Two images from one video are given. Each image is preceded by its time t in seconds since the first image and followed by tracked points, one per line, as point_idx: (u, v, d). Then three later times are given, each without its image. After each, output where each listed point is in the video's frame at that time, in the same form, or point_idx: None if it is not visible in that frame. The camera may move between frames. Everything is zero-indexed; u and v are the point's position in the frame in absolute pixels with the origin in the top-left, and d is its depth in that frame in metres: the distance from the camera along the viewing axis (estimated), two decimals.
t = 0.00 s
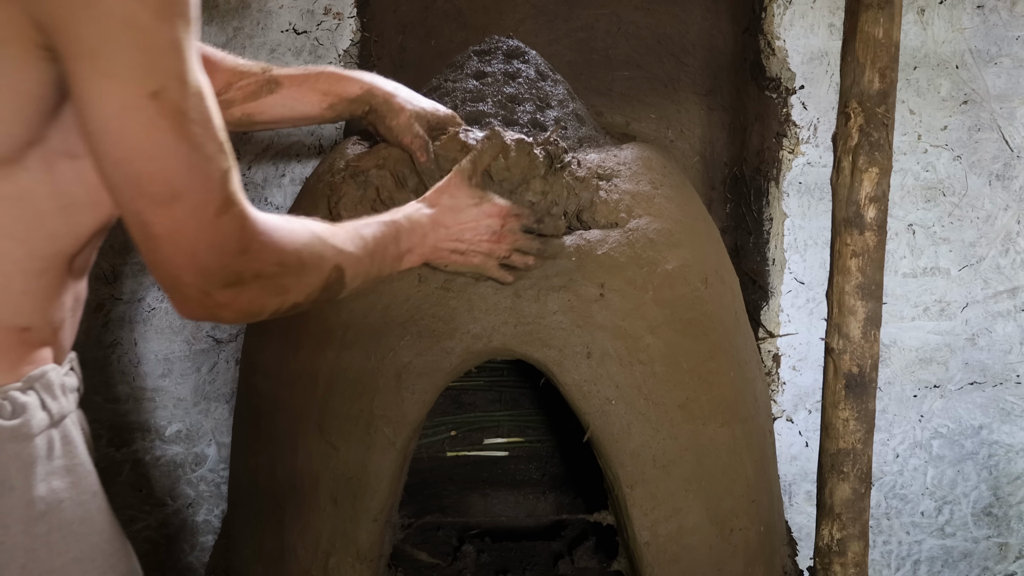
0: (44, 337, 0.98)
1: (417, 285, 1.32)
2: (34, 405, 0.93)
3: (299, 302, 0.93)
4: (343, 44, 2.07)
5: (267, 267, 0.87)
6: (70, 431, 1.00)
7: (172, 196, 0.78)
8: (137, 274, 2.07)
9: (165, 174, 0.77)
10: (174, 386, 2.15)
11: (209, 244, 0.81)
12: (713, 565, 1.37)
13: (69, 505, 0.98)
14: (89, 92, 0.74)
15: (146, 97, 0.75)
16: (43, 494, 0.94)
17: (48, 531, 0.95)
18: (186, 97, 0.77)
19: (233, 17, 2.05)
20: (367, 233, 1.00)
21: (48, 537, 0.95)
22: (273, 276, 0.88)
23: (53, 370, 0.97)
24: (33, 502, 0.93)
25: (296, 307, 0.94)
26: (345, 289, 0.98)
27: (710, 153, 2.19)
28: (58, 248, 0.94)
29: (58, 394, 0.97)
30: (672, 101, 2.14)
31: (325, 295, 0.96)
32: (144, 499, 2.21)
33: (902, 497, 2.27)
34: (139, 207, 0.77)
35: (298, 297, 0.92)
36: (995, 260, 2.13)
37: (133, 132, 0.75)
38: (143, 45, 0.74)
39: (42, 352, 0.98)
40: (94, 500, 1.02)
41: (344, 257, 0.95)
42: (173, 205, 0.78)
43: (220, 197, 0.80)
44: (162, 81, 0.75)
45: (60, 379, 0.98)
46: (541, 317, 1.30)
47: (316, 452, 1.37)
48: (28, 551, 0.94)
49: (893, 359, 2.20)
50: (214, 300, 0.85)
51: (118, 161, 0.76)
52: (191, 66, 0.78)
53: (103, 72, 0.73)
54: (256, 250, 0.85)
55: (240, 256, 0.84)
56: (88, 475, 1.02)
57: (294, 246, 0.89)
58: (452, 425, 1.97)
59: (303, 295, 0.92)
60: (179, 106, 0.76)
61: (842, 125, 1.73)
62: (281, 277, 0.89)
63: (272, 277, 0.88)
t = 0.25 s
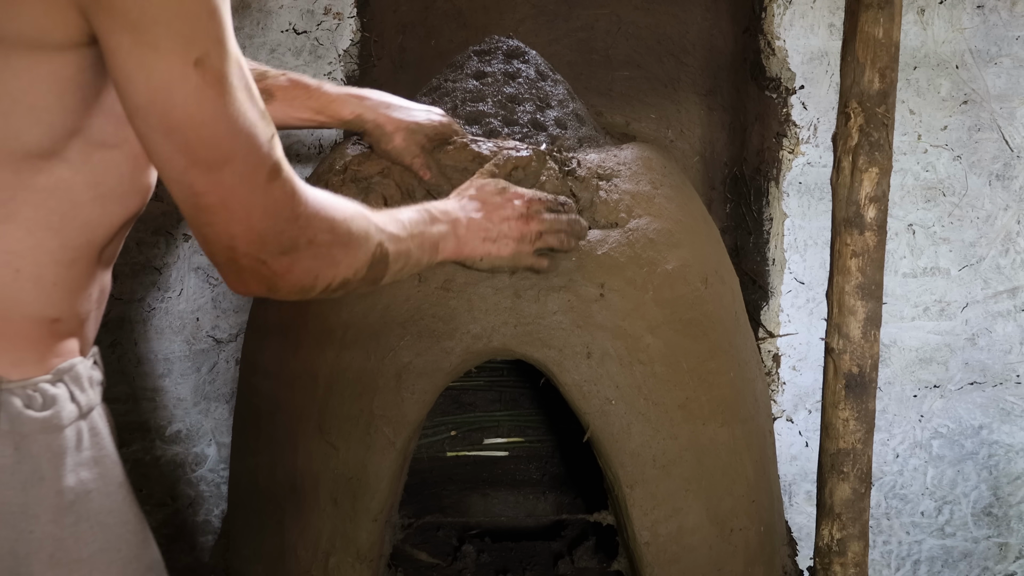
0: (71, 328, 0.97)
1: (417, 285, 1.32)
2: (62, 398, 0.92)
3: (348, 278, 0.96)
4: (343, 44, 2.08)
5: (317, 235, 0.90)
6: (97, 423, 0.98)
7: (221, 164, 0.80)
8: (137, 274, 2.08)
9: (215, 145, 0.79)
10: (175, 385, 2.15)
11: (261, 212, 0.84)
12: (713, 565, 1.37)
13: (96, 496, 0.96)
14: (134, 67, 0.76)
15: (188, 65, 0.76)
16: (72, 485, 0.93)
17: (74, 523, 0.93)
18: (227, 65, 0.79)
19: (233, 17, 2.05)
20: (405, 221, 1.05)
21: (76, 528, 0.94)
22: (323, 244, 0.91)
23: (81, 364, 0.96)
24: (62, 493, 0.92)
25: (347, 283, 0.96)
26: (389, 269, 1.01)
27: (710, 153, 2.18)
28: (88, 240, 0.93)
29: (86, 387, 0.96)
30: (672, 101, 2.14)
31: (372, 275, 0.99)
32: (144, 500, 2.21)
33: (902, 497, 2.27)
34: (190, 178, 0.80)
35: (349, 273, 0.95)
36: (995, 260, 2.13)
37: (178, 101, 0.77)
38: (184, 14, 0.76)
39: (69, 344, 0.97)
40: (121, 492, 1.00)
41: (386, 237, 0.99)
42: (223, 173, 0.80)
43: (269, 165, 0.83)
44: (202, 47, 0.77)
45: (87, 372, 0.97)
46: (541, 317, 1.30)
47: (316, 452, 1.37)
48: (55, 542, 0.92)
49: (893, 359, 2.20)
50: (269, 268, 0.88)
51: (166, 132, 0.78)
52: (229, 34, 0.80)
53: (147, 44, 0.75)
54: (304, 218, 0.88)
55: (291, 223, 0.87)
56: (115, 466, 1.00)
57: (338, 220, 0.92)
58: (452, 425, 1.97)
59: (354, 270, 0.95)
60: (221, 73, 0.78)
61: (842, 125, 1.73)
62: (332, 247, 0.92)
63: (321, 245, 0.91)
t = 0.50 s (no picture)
0: (88, 326, 0.96)
1: (417, 284, 1.32)
2: (79, 394, 0.92)
3: (360, 258, 0.94)
4: (343, 44, 2.09)
5: (326, 224, 0.89)
6: (112, 420, 0.98)
7: (230, 161, 0.80)
8: (137, 274, 2.08)
9: (221, 139, 0.79)
10: (175, 386, 2.15)
11: (270, 210, 0.83)
12: (712, 564, 1.37)
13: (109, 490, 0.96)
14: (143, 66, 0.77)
15: (198, 63, 0.77)
16: (87, 480, 0.93)
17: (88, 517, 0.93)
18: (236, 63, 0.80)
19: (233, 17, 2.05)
20: (410, 182, 1.03)
21: (90, 522, 0.93)
22: (334, 235, 0.90)
23: (97, 360, 0.96)
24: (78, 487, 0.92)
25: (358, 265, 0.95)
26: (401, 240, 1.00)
27: (710, 153, 2.18)
28: (105, 238, 0.92)
29: (101, 383, 0.96)
30: (672, 101, 2.14)
31: (384, 248, 0.97)
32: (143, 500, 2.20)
33: (902, 497, 2.27)
34: (201, 177, 0.80)
35: (359, 254, 0.93)
36: (995, 260, 2.13)
37: (189, 99, 0.78)
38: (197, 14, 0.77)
39: (85, 342, 0.96)
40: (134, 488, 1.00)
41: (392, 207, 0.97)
42: (231, 170, 0.80)
43: (277, 162, 0.83)
44: (213, 47, 0.78)
45: (102, 369, 0.97)
46: (541, 317, 1.30)
47: (317, 452, 1.37)
48: (70, 535, 0.92)
49: (893, 359, 2.20)
50: (282, 266, 0.88)
51: (178, 131, 0.78)
52: (239, 34, 0.81)
53: (159, 44, 0.77)
54: (313, 212, 0.87)
55: (300, 219, 0.86)
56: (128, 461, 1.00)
57: (347, 206, 0.91)
58: (451, 425, 1.97)
59: (364, 249, 0.94)
60: (230, 72, 0.79)
61: (842, 126, 1.73)
62: (342, 236, 0.90)
63: (334, 237, 0.90)
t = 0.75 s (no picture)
0: (107, 323, 0.94)
1: (417, 284, 1.32)
2: (98, 391, 0.89)
3: (382, 264, 0.87)
4: (343, 44, 2.08)
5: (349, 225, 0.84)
6: (130, 416, 0.94)
7: (254, 146, 0.77)
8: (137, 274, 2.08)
9: (243, 123, 0.76)
10: (175, 386, 2.14)
11: (294, 197, 0.79)
12: (712, 564, 1.37)
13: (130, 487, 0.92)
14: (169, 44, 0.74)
15: (226, 46, 0.75)
16: (107, 476, 0.89)
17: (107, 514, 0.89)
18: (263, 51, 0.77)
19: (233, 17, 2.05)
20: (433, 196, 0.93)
21: (112, 518, 0.90)
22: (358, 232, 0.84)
23: (115, 358, 0.93)
24: (96, 483, 0.88)
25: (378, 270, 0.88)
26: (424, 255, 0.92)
27: (710, 153, 2.18)
28: (129, 235, 0.91)
29: (120, 380, 0.93)
30: (672, 101, 2.14)
31: (405, 260, 0.90)
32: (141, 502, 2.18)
33: (902, 497, 2.27)
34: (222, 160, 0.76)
35: (381, 261, 0.87)
36: (995, 260, 2.13)
37: (214, 81, 0.75)
38: None
39: (102, 338, 0.93)
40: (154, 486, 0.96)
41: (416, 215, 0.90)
42: (255, 154, 0.77)
43: (303, 150, 0.79)
44: (241, 32, 0.76)
45: (120, 366, 0.94)
46: (541, 317, 1.30)
47: (316, 452, 1.37)
48: (89, 533, 0.88)
49: (893, 359, 2.20)
50: (304, 257, 0.82)
51: (200, 114, 0.75)
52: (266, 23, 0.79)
53: (185, 24, 0.74)
54: (337, 204, 0.82)
55: (323, 209, 0.81)
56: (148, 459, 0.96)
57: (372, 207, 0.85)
58: (451, 425, 1.97)
59: (385, 257, 0.87)
60: (257, 57, 0.76)
61: (842, 125, 1.73)
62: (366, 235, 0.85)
63: (358, 234, 0.84)
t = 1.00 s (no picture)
0: (98, 320, 0.86)
1: (417, 284, 1.32)
2: (88, 387, 0.82)
3: (343, 276, 0.77)
4: (343, 44, 2.08)
5: (314, 237, 0.75)
6: (126, 416, 0.87)
7: (202, 149, 0.69)
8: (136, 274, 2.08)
9: (191, 124, 0.68)
10: (175, 385, 2.15)
11: (240, 206, 0.71)
12: (712, 564, 1.37)
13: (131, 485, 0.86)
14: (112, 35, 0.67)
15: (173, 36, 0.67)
16: (103, 474, 0.82)
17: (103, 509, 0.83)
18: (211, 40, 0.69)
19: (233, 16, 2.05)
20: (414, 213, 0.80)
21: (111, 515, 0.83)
22: (313, 242, 0.75)
23: (110, 355, 0.86)
24: (91, 480, 0.82)
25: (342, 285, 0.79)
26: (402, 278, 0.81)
27: (710, 153, 2.19)
28: (115, 233, 0.84)
29: (114, 377, 0.85)
30: (671, 101, 2.15)
31: (373, 271, 0.79)
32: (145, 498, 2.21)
33: (902, 497, 2.27)
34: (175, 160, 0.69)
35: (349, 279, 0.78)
36: (995, 260, 2.13)
37: (155, 72, 0.67)
38: None
39: (97, 336, 0.85)
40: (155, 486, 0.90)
41: (393, 229, 0.78)
42: (200, 155, 0.69)
43: (251, 153, 0.70)
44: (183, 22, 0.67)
45: (115, 363, 0.87)
46: (541, 317, 1.30)
47: (316, 452, 1.37)
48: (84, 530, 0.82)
49: (893, 359, 2.20)
50: (254, 273, 0.74)
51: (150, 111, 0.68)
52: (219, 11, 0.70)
53: (130, 15, 0.66)
54: (294, 214, 0.74)
55: (278, 219, 0.73)
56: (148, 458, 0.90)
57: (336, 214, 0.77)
58: (451, 425, 1.97)
59: (351, 270, 0.78)
60: (204, 49, 0.68)
61: (842, 125, 1.73)
62: (324, 246, 0.75)
63: (315, 246, 0.75)
